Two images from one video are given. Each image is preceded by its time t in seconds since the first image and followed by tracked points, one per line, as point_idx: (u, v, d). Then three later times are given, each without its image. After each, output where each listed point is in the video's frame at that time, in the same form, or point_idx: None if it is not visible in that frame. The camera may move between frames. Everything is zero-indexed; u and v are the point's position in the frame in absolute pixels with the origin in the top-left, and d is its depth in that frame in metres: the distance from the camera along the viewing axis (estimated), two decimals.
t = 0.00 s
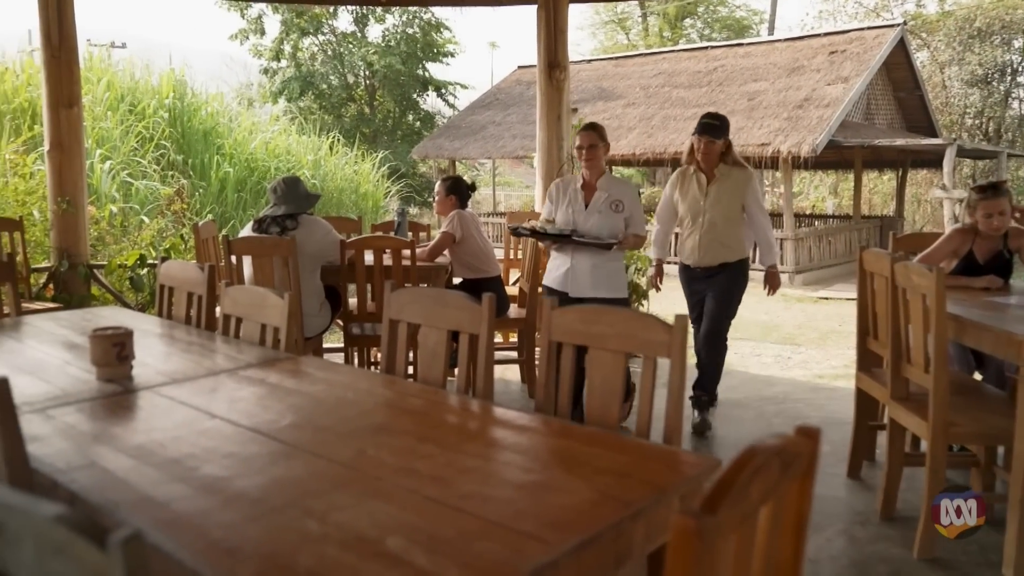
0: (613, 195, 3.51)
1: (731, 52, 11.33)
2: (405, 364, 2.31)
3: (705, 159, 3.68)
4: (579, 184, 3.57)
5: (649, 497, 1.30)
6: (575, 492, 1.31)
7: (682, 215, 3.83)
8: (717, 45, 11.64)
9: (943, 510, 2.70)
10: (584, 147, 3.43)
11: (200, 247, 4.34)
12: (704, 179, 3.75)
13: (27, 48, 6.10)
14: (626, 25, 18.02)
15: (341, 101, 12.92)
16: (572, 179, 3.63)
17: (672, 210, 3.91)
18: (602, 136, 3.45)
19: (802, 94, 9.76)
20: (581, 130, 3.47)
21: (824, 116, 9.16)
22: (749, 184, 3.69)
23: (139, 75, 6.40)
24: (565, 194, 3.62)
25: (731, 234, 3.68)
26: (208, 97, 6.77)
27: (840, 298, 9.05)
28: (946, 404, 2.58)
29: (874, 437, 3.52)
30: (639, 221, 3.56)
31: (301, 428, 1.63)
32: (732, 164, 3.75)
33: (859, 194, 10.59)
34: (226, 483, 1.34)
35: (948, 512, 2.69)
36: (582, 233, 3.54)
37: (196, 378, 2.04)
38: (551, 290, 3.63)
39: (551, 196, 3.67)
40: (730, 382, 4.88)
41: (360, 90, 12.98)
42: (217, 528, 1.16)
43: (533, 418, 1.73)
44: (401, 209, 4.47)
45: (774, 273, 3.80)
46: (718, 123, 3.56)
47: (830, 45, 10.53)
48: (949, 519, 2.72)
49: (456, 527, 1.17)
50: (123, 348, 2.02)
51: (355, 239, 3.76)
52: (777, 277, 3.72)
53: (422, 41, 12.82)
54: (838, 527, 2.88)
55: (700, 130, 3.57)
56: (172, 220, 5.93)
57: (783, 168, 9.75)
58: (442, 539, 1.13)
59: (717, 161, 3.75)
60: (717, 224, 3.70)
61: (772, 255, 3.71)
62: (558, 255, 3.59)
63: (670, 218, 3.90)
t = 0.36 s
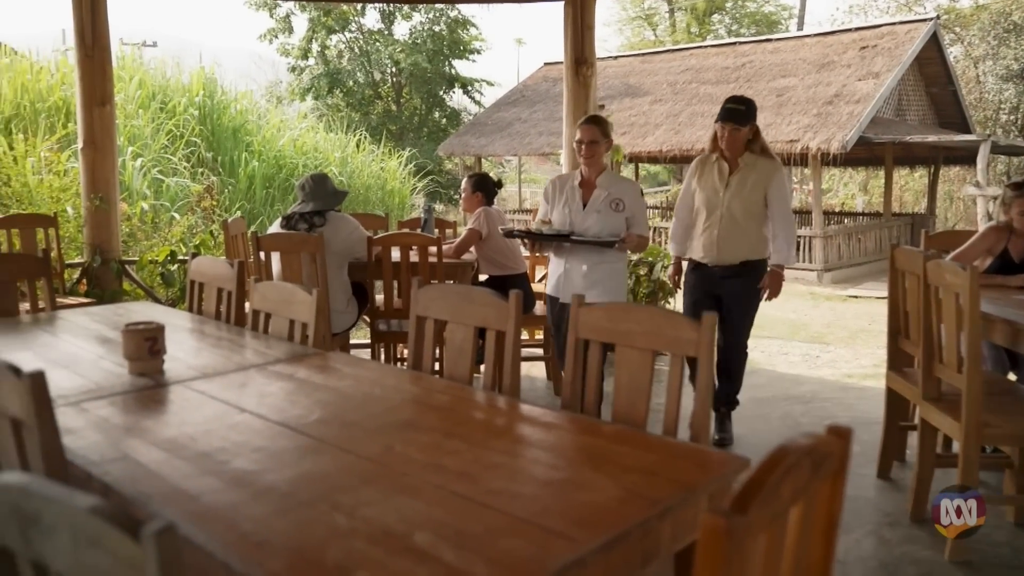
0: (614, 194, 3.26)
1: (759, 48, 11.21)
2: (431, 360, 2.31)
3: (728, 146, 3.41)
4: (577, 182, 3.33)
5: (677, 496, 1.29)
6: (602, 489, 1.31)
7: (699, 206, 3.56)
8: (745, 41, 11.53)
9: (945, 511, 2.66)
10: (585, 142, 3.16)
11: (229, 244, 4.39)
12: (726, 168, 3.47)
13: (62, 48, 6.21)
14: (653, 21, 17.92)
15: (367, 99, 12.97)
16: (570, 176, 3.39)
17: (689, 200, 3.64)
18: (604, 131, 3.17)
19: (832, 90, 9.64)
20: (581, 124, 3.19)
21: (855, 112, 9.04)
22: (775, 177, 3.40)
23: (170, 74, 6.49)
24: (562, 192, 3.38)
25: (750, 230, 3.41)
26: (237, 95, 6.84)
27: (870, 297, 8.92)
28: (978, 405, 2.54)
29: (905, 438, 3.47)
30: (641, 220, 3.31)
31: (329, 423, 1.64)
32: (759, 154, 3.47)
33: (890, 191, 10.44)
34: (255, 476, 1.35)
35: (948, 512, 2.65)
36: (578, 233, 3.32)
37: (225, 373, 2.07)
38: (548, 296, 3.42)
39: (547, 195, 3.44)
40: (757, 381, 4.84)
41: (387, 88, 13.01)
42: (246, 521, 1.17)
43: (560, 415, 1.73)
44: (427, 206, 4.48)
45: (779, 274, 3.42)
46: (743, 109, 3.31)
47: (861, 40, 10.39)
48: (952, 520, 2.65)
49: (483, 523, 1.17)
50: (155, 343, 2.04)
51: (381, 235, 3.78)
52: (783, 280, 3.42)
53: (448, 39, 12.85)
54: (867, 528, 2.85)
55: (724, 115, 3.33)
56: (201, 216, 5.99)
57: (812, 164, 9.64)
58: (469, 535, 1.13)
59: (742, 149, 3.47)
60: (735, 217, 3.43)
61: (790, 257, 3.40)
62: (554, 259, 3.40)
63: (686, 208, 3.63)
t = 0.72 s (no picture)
0: (611, 189, 3.00)
1: (790, 41, 11.05)
2: (459, 354, 2.32)
3: (736, 148, 3.11)
4: (574, 176, 3.08)
5: (706, 492, 1.28)
6: (630, 484, 1.31)
7: (708, 214, 3.26)
8: (776, 34, 11.38)
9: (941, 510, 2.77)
10: (581, 134, 2.92)
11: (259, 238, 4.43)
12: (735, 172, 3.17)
13: (96, 45, 6.32)
14: (682, 15, 17.76)
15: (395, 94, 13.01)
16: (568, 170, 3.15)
17: (696, 207, 3.33)
18: (603, 121, 2.92)
19: (864, 83, 9.50)
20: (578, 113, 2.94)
21: (887, 106, 8.91)
22: (790, 179, 3.09)
23: (201, 70, 6.57)
24: (559, 187, 3.15)
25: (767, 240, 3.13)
26: (267, 91, 6.91)
27: (902, 293, 8.79)
28: (1014, 405, 2.49)
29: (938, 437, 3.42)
30: (643, 217, 3.03)
31: (357, 416, 1.65)
32: (770, 154, 3.17)
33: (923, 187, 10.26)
34: (285, 468, 1.36)
35: (945, 512, 2.76)
36: (573, 232, 3.08)
37: (256, 365, 2.09)
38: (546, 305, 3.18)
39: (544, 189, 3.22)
40: (787, 378, 4.79)
41: (414, 83, 13.06)
42: (277, 511, 1.19)
43: (588, 410, 1.72)
44: (455, 201, 4.49)
45: (790, 282, 3.08)
46: (750, 107, 3.00)
47: (895, 33, 10.21)
48: (948, 520, 2.75)
49: (511, 517, 1.17)
50: (187, 336, 2.07)
51: (410, 230, 3.80)
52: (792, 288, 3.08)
53: (475, 34, 12.85)
54: (898, 527, 2.81)
55: (730, 116, 3.03)
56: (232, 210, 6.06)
57: (844, 159, 9.53)
58: (498, 529, 1.13)
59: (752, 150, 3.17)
60: (749, 227, 3.15)
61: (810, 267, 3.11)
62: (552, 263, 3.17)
63: (693, 217, 3.33)
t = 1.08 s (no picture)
0: (604, 189, 2.71)
1: (826, 32, 10.81)
2: (491, 348, 2.32)
3: (756, 134, 2.60)
4: (567, 174, 2.82)
5: (740, 488, 1.27)
6: (662, 479, 1.30)
7: (725, 211, 2.74)
8: (812, 25, 11.18)
9: (941, 511, 2.80)
10: (570, 129, 2.66)
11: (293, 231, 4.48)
12: (757, 161, 2.64)
13: (133, 40, 6.42)
14: (714, 6, 17.55)
15: (426, 87, 13.03)
16: (562, 167, 2.88)
17: (710, 204, 2.81)
18: (596, 115, 2.64)
19: (902, 75, 9.33)
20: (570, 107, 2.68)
21: (925, 98, 8.79)
22: (821, 167, 2.60)
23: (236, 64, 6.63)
24: (551, 186, 2.89)
25: (796, 240, 2.61)
26: (300, 85, 6.97)
27: (939, 289, 8.63)
28: None
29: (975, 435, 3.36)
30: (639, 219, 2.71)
31: (389, 408, 1.66)
32: (797, 139, 2.64)
33: (962, 180, 10.06)
34: (319, 458, 1.38)
35: (946, 512, 2.79)
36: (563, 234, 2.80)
37: (290, 357, 2.11)
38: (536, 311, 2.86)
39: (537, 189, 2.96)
40: (820, 375, 4.73)
41: (445, 76, 13.07)
42: (311, 501, 1.20)
43: (620, 404, 1.71)
44: (485, 194, 4.49)
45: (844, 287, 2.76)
46: (770, 88, 2.52)
47: (934, 23, 10.00)
48: (948, 520, 2.76)
49: (544, 510, 1.17)
50: (223, 327, 2.09)
51: (441, 222, 3.84)
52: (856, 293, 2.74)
53: (506, 27, 12.84)
54: (934, 526, 2.76)
55: (748, 100, 2.54)
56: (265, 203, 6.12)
57: (880, 153, 9.38)
58: (529, 522, 1.13)
59: (775, 134, 2.64)
60: (775, 224, 2.61)
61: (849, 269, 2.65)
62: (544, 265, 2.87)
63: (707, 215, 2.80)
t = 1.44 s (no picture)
0: (588, 179, 2.66)
1: (858, 24, 10.58)
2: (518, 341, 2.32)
3: (793, 126, 2.27)
4: (549, 162, 2.76)
5: (772, 484, 1.26)
6: (692, 475, 1.29)
7: (755, 211, 2.42)
8: (845, 16, 10.97)
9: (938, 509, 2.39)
10: (557, 114, 2.59)
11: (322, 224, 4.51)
12: (794, 157, 2.31)
13: (166, 35, 6.49)
14: None
15: (454, 81, 13.03)
16: (543, 155, 2.82)
17: (741, 203, 2.48)
18: (585, 100, 2.59)
19: (937, 67, 9.16)
20: (556, 91, 2.61)
21: (961, 90, 8.65)
22: (870, 166, 2.23)
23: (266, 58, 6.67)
24: (531, 174, 2.83)
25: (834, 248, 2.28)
26: (330, 80, 7.01)
27: (973, 285, 8.48)
28: None
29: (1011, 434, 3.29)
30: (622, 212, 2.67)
31: (418, 400, 1.66)
32: (842, 132, 2.30)
33: (999, 174, 9.87)
34: (349, 450, 1.39)
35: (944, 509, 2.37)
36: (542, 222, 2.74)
37: (319, 348, 2.12)
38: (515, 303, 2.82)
39: (515, 176, 2.90)
40: (851, 371, 4.67)
41: (473, 69, 13.06)
42: (342, 492, 1.21)
43: (649, 398, 1.70)
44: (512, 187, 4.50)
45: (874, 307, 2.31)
46: (811, 73, 2.18)
47: (970, 13, 9.80)
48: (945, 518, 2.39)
49: (573, 504, 1.17)
50: (254, 319, 2.11)
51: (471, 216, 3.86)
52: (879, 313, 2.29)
53: (534, 20, 12.79)
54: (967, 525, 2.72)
55: (783, 86, 2.22)
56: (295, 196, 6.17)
57: (914, 146, 9.23)
58: (559, 515, 1.13)
59: (818, 126, 2.31)
60: (809, 229, 2.28)
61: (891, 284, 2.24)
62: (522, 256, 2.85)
63: (736, 214, 2.48)
